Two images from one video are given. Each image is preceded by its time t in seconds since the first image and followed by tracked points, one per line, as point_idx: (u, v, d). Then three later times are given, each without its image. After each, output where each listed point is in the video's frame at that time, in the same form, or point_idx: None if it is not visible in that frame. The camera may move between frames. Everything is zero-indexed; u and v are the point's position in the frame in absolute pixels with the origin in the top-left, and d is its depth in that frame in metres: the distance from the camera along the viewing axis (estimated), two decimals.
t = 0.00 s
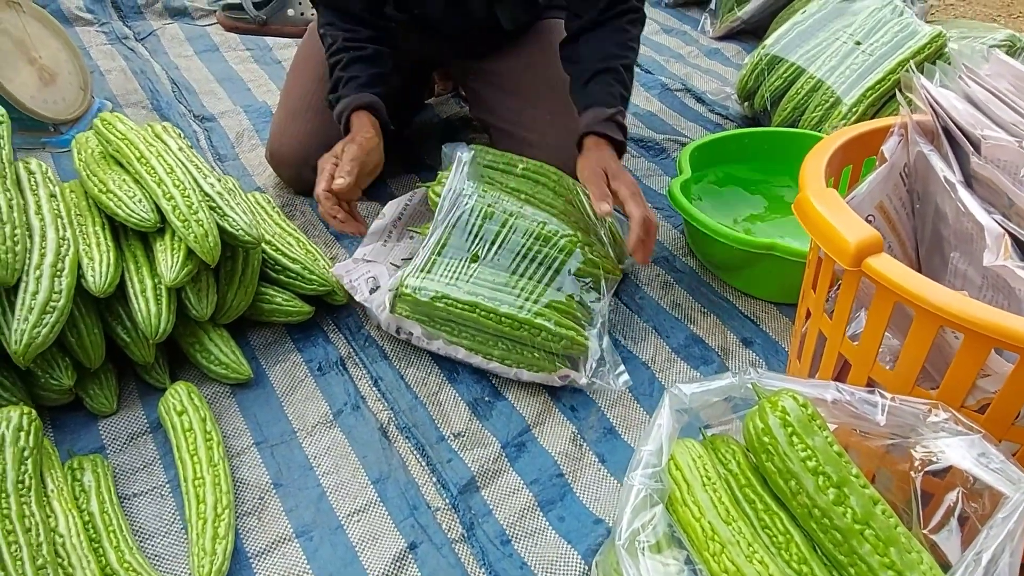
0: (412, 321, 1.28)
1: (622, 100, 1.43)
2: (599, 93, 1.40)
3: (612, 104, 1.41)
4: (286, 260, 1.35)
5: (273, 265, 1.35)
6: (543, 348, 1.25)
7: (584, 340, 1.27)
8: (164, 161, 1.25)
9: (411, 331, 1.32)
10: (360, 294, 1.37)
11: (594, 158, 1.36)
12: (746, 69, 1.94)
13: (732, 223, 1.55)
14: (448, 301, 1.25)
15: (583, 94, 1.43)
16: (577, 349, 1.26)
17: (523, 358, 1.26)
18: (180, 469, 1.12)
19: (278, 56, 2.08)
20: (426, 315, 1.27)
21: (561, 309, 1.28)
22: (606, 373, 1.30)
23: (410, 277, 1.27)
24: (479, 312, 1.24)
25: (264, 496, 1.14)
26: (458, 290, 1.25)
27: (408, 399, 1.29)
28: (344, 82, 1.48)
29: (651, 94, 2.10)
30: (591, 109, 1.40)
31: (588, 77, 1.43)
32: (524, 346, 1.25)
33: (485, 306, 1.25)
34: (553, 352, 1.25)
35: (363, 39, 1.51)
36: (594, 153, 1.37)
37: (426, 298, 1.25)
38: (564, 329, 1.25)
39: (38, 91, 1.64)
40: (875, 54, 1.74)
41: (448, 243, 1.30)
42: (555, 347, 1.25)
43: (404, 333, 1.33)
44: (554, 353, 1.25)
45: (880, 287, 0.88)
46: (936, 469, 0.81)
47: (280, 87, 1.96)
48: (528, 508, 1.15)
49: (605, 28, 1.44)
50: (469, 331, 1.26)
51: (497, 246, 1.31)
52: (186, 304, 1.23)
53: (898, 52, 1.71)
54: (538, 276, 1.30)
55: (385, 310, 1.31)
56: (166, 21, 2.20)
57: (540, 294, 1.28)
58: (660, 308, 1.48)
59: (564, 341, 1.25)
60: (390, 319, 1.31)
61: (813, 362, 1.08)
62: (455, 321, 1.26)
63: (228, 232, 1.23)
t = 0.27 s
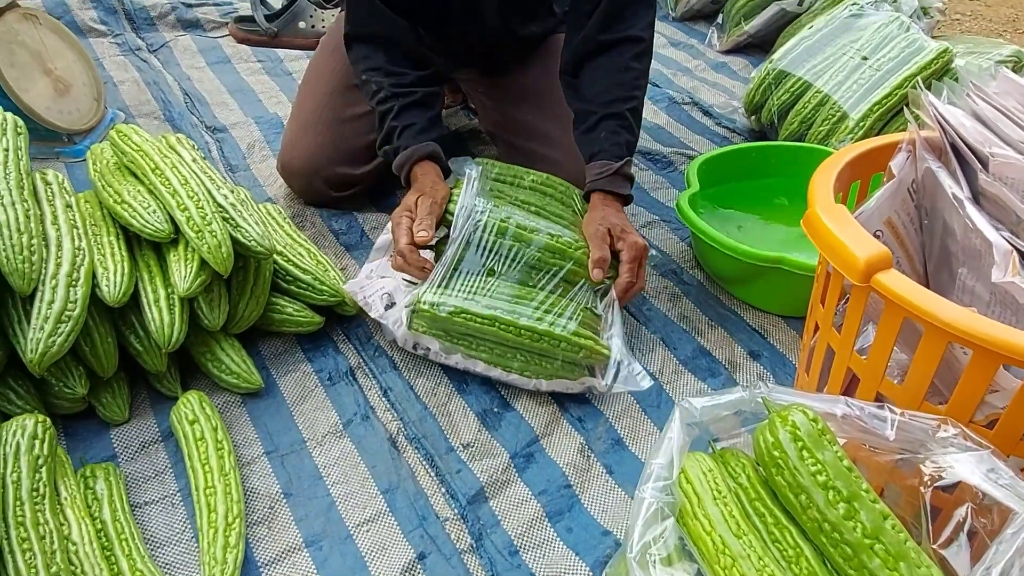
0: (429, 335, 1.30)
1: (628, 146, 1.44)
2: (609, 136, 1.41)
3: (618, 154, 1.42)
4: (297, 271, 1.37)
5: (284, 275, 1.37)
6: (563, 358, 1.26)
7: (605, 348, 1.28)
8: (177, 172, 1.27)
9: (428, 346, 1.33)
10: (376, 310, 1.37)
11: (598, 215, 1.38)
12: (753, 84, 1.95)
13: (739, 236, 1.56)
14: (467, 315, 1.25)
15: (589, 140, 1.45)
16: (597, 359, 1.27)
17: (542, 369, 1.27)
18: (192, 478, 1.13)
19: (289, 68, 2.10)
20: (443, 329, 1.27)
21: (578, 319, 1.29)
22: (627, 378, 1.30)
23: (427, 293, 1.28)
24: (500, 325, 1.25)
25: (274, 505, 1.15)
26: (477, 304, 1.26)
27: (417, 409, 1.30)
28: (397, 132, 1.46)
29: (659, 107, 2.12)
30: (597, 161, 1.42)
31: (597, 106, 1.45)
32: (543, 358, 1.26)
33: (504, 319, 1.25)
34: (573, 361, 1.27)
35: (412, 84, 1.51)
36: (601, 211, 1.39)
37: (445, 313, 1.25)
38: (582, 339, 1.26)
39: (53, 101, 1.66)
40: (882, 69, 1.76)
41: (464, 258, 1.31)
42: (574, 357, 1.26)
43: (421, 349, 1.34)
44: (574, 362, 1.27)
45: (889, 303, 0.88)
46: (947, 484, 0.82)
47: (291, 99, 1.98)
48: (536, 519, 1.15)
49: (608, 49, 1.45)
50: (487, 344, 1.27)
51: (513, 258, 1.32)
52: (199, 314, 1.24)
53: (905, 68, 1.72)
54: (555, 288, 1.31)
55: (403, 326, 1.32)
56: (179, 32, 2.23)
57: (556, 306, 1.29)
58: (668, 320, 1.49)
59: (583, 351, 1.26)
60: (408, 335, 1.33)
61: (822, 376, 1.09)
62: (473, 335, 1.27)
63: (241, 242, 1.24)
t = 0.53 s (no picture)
0: (435, 346, 1.32)
1: (639, 146, 1.39)
2: (618, 135, 1.37)
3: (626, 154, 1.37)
4: (307, 284, 1.38)
5: (295, 288, 1.38)
6: (566, 367, 1.27)
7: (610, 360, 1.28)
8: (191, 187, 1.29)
9: (434, 357, 1.35)
10: (382, 322, 1.38)
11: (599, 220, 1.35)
12: (759, 101, 1.97)
13: (744, 252, 1.57)
14: (472, 326, 1.27)
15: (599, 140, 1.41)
16: (603, 368, 1.27)
17: (547, 380, 1.29)
18: (202, 489, 1.14)
19: (300, 83, 2.13)
20: (449, 340, 1.30)
21: (583, 330, 1.30)
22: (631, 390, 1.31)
23: (434, 305, 1.30)
24: (504, 334, 1.27)
25: (283, 517, 1.16)
26: (482, 315, 1.28)
27: (425, 422, 1.31)
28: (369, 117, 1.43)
29: (665, 123, 2.14)
30: (604, 160, 1.38)
31: (604, 107, 1.41)
32: (548, 368, 1.28)
33: (508, 328, 1.27)
34: (577, 372, 1.27)
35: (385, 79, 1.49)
36: (600, 214, 1.36)
37: (450, 322, 1.28)
38: (586, 349, 1.27)
39: (67, 115, 1.69)
40: (886, 87, 1.77)
41: (470, 270, 1.34)
42: (579, 367, 1.27)
43: (428, 360, 1.36)
44: (579, 373, 1.28)
45: (894, 322, 0.90)
46: (950, 501, 0.83)
47: (301, 114, 2.00)
48: (543, 533, 1.16)
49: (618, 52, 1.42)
50: (492, 354, 1.29)
51: (518, 270, 1.34)
52: (210, 326, 1.26)
53: (909, 86, 1.74)
54: (560, 299, 1.32)
55: (408, 337, 1.34)
56: (191, 47, 2.26)
57: (560, 317, 1.30)
58: (674, 335, 1.50)
59: (586, 360, 1.26)
60: (415, 347, 1.35)
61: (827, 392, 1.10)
62: (478, 345, 1.29)
63: (253, 256, 1.26)
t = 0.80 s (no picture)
0: (442, 361, 1.33)
1: (617, 158, 1.38)
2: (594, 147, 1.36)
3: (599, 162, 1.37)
4: (317, 296, 1.40)
5: (306, 301, 1.40)
6: (571, 389, 1.28)
7: (615, 381, 1.31)
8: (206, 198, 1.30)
9: (441, 373, 1.35)
10: (391, 336, 1.40)
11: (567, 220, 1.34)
12: (765, 118, 1.99)
13: (750, 268, 1.59)
14: (479, 344, 1.29)
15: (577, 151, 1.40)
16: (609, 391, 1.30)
17: (552, 400, 1.30)
18: (213, 499, 1.15)
19: (310, 98, 2.22)
20: (455, 356, 1.31)
21: (587, 351, 1.32)
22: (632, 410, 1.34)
23: (442, 320, 1.32)
24: (510, 352, 1.28)
25: (292, 527, 1.17)
26: (489, 334, 1.29)
27: (433, 435, 1.32)
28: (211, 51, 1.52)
29: (672, 139, 2.16)
30: (580, 167, 1.38)
31: (587, 120, 1.40)
32: (554, 388, 1.29)
33: (516, 349, 1.28)
34: (583, 394, 1.29)
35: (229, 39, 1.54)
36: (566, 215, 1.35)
37: (457, 340, 1.29)
38: (592, 372, 1.28)
39: (83, 128, 1.74)
40: (891, 106, 1.79)
41: (478, 287, 1.35)
42: (584, 390, 1.29)
43: (434, 374, 1.36)
44: (585, 396, 1.29)
45: (899, 339, 0.91)
46: (956, 517, 0.83)
47: (312, 127, 2.08)
48: (550, 546, 1.16)
49: (604, 70, 1.41)
50: (499, 372, 1.30)
51: (526, 288, 1.36)
52: (222, 337, 1.27)
53: (914, 105, 1.75)
54: (566, 318, 1.34)
55: (416, 351, 1.35)
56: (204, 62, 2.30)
57: (566, 337, 1.32)
58: (680, 350, 1.51)
59: (592, 383, 1.28)
60: (423, 362, 1.35)
61: (833, 408, 1.11)
62: (485, 362, 1.30)
63: (266, 268, 1.27)
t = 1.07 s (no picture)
0: (452, 374, 1.34)
1: (629, 177, 1.40)
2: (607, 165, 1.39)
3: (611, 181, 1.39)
4: (329, 309, 1.42)
5: (318, 313, 1.42)
6: (580, 402, 1.30)
7: (623, 394, 1.32)
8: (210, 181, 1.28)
9: (451, 385, 1.37)
10: (401, 348, 1.41)
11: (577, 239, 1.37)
12: (771, 135, 2.01)
13: (757, 283, 1.60)
14: (489, 357, 1.30)
15: (590, 169, 1.42)
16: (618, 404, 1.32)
17: (561, 413, 1.31)
18: (226, 510, 1.16)
19: (321, 112, 2.26)
20: (465, 369, 1.32)
21: (594, 362, 1.33)
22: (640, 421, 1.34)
23: (452, 333, 1.33)
24: (519, 364, 1.29)
25: (303, 538, 1.18)
26: (499, 346, 1.31)
27: (443, 447, 1.34)
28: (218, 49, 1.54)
29: (679, 155, 2.18)
30: (593, 187, 1.40)
31: (600, 138, 1.43)
32: (562, 401, 1.30)
33: (525, 362, 1.29)
34: (591, 407, 1.30)
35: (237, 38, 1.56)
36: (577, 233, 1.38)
37: (468, 353, 1.30)
38: (600, 384, 1.30)
39: (100, 143, 1.81)
40: (897, 124, 1.81)
41: (488, 300, 1.37)
42: (592, 402, 1.30)
43: (444, 387, 1.38)
44: (593, 408, 1.31)
45: (906, 356, 0.92)
46: (962, 534, 0.84)
47: (323, 142, 2.13)
48: (559, 559, 1.17)
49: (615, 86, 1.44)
50: (508, 385, 1.32)
51: (535, 303, 1.37)
52: (236, 350, 1.29)
53: (920, 123, 1.77)
54: (576, 332, 1.36)
55: (426, 364, 1.37)
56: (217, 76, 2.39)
57: (573, 349, 1.33)
58: (687, 364, 1.53)
59: (600, 397, 1.29)
60: (432, 374, 1.37)
61: (840, 424, 1.12)
62: (495, 376, 1.31)
63: (280, 281, 1.30)
